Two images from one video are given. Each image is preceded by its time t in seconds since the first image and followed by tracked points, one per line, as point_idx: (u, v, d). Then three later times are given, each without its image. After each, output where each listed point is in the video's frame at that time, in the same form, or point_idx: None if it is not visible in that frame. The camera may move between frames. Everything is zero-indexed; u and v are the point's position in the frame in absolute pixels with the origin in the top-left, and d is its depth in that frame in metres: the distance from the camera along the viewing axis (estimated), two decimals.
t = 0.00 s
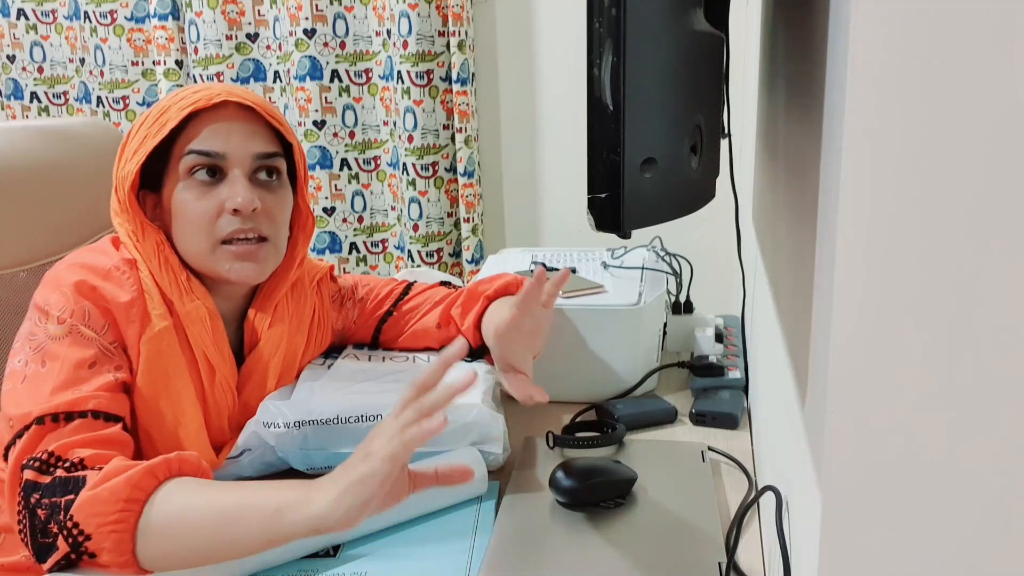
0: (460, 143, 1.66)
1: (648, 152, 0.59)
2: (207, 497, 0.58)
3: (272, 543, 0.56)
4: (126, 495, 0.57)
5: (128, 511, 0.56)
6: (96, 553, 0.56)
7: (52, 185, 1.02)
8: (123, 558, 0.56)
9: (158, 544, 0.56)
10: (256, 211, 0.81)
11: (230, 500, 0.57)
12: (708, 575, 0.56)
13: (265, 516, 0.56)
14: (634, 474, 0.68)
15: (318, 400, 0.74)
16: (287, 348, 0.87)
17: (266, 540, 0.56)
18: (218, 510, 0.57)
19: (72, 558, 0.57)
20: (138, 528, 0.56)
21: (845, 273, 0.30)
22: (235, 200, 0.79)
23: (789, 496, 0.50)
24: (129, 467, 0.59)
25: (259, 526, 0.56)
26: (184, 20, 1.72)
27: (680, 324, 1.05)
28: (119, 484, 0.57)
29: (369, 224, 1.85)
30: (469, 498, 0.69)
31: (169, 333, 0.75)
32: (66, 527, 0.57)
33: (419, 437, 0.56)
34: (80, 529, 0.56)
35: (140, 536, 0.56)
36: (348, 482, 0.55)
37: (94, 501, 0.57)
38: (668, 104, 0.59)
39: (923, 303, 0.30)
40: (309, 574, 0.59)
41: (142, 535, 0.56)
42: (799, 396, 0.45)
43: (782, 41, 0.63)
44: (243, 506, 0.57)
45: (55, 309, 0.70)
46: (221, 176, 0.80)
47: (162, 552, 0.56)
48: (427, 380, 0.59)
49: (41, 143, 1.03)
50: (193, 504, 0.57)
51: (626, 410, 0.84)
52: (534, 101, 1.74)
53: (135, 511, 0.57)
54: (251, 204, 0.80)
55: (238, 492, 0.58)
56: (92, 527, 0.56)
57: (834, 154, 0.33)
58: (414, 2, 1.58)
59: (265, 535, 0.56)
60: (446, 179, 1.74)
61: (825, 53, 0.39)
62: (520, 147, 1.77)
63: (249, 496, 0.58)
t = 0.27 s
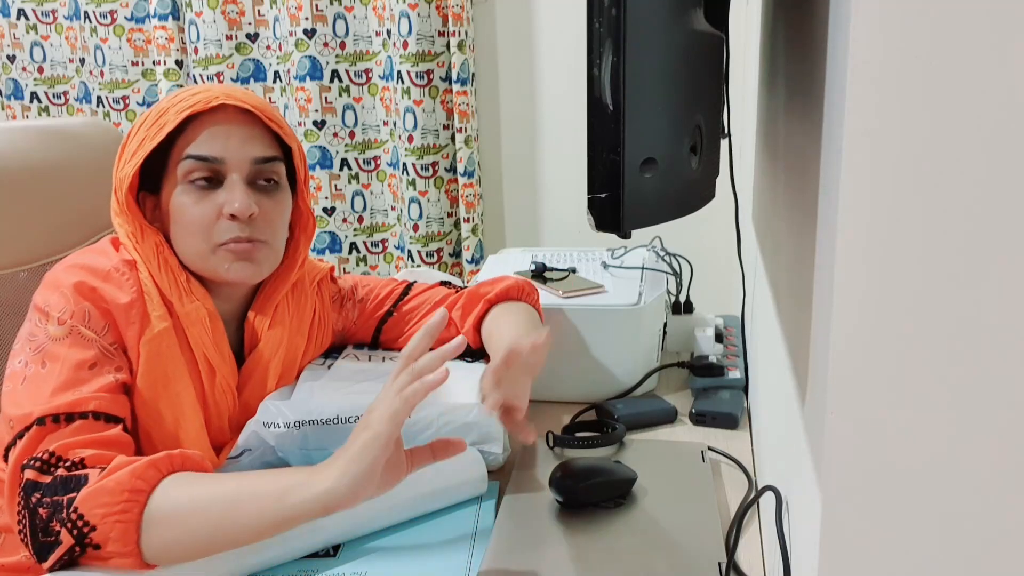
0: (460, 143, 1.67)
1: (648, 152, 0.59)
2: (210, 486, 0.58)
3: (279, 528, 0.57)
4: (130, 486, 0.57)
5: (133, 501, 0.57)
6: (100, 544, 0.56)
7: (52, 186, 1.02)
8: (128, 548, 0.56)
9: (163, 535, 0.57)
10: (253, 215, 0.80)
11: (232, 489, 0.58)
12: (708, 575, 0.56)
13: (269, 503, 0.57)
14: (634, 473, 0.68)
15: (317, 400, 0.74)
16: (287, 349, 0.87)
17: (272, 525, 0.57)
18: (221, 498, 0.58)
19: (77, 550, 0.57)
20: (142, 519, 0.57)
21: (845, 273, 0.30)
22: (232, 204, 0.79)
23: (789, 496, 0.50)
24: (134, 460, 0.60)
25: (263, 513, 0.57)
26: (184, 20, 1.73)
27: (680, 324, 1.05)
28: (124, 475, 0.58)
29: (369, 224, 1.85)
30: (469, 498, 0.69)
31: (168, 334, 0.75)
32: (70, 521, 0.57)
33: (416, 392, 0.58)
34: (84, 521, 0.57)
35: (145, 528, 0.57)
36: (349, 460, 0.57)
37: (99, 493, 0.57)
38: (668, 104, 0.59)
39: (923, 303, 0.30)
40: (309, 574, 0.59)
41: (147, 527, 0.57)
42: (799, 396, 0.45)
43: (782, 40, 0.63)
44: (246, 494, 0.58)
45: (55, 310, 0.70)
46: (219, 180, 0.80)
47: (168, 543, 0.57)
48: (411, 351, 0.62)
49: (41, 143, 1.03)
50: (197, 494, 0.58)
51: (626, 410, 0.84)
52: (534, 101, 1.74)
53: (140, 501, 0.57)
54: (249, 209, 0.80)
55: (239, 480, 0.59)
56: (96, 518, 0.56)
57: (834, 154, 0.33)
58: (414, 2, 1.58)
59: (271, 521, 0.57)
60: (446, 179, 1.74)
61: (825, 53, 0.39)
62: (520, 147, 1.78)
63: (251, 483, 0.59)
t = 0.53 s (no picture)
0: (460, 143, 1.67)
1: (648, 152, 0.59)
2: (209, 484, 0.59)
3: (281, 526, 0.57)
4: (131, 485, 0.58)
5: (135, 501, 0.57)
6: (100, 545, 0.57)
7: (52, 186, 1.02)
8: (130, 547, 0.57)
9: (163, 531, 0.57)
10: (249, 216, 0.80)
11: (231, 488, 0.59)
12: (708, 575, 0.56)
13: (269, 500, 0.58)
14: (634, 473, 0.68)
15: (318, 400, 0.74)
16: (287, 349, 0.87)
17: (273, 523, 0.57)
18: (222, 495, 0.58)
19: (77, 550, 0.57)
20: (142, 519, 0.57)
21: (846, 274, 0.31)
22: (228, 205, 0.79)
23: (789, 496, 0.50)
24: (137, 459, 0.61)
25: (262, 510, 0.57)
26: (184, 20, 1.73)
27: (680, 324, 1.05)
28: (125, 474, 0.58)
29: (369, 224, 1.85)
30: (469, 497, 0.69)
31: (168, 334, 0.75)
32: (71, 520, 0.57)
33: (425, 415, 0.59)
34: (85, 521, 0.57)
35: (146, 525, 0.57)
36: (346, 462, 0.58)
37: (99, 493, 0.57)
38: (667, 104, 0.59)
39: (923, 305, 0.30)
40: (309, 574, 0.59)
41: (147, 524, 0.57)
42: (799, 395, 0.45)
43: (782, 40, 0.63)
44: (245, 493, 0.58)
45: (56, 311, 0.70)
46: (215, 180, 0.80)
47: (170, 542, 0.57)
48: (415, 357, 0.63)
49: (41, 144, 1.03)
50: (197, 492, 0.58)
51: (626, 410, 0.84)
52: (534, 101, 1.74)
53: (141, 501, 0.58)
54: (244, 210, 0.80)
55: (238, 479, 0.60)
56: (98, 518, 0.57)
57: (834, 154, 0.33)
58: (414, 2, 1.58)
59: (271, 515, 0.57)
60: (446, 179, 1.74)
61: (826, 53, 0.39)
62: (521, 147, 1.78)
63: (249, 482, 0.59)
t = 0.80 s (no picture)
0: (460, 143, 1.67)
1: (648, 152, 0.59)
2: (206, 499, 0.58)
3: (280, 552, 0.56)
4: (131, 496, 0.57)
5: (133, 514, 0.56)
6: (98, 555, 0.56)
7: (53, 186, 1.02)
8: (126, 559, 0.56)
9: (162, 546, 0.56)
10: (242, 215, 0.80)
11: (228, 506, 0.57)
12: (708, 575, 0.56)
13: (267, 524, 0.56)
14: (634, 474, 0.68)
15: (318, 400, 0.74)
16: (286, 349, 0.87)
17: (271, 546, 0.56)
18: (219, 514, 0.57)
19: (75, 558, 0.57)
20: (142, 529, 0.57)
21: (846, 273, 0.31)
22: (222, 204, 0.79)
23: (789, 496, 0.49)
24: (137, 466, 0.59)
25: (261, 532, 0.56)
26: (184, 20, 1.73)
27: (680, 324, 1.05)
28: (124, 485, 0.57)
29: (369, 224, 1.85)
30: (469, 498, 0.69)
31: (166, 331, 0.75)
32: (70, 527, 0.57)
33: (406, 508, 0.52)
34: (83, 531, 0.56)
35: (144, 539, 0.56)
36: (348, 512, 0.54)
37: (100, 502, 0.56)
38: (667, 103, 0.59)
39: (923, 305, 0.30)
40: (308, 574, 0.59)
41: (146, 537, 0.56)
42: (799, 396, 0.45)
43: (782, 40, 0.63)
44: (242, 514, 0.56)
45: (54, 308, 0.70)
46: (210, 179, 0.80)
47: (167, 553, 0.56)
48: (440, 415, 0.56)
49: (41, 143, 1.03)
50: (193, 506, 0.57)
51: (626, 410, 0.84)
52: (534, 101, 1.74)
53: (140, 513, 0.57)
54: (237, 210, 0.79)
55: (236, 495, 0.58)
56: (95, 529, 0.56)
57: (834, 154, 0.33)
58: (414, 2, 1.58)
59: (271, 538, 0.56)
60: (446, 179, 1.74)
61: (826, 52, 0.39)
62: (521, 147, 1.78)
63: (247, 502, 0.57)
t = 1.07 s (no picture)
0: (460, 143, 1.67)
1: (648, 152, 0.59)
2: (205, 500, 0.57)
3: (281, 552, 0.56)
4: (129, 500, 0.57)
5: (131, 518, 0.56)
6: (97, 558, 0.56)
7: (53, 186, 1.03)
8: (126, 562, 0.56)
9: (162, 549, 0.56)
10: (250, 222, 0.80)
11: (226, 510, 0.57)
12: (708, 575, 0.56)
13: (268, 526, 0.56)
14: (634, 474, 0.68)
15: (318, 400, 0.74)
16: (286, 348, 0.87)
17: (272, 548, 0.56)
18: (218, 517, 0.56)
19: (74, 562, 0.57)
20: (141, 533, 0.57)
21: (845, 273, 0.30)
22: (229, 210, 0.79)
23: (789, 496, 0.50)
24: (135, 469, 0.59)
25: (261, 534, 0.56)
26: (184, 20, 1.73)
27: (680, 324, 1.05)
28: (123, 489, 0.57)
29: (369, 224, 1.85)
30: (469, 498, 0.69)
31: (165, 331, 0.75)
32: (68, 532, 0.57)
33: (402, 536, 0.51)
34: (82, 535, 0.56)
35: (144, 542, 0.56)
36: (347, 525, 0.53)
37: (98, 505, 0.56)
38: (667, 104, 0.59)
39: (922, 305, 0.30)
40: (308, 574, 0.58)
41: (145, 540, 0.56)
42: (799, 396, 0.45)
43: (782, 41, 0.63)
44: (242, 516, 0.56)
45: (52, 308, 0.70)
46: (216, 184, 0.80)
47: (167, 557, 0.56)
48: (433, 449, 0.57)
49: (41, 143, 1.03)
50: (191, 509, 0.57)
51: (626, 411, 0.84)
52: (533, 101, 1.74)
53: (138, 517, 0.57)
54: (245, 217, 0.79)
55: (234, 496, 0.58)
56: (94, 533, 0.56)
57: (834, 153, 0.33)
58: (414, 2, 1.58)
59: (271, 540, 0.56)
60: (446, 179, 1.74)
61: (825, 53, 0.39)
62: (521, 147, 1.78)
63: (246, 503, 0.57)
